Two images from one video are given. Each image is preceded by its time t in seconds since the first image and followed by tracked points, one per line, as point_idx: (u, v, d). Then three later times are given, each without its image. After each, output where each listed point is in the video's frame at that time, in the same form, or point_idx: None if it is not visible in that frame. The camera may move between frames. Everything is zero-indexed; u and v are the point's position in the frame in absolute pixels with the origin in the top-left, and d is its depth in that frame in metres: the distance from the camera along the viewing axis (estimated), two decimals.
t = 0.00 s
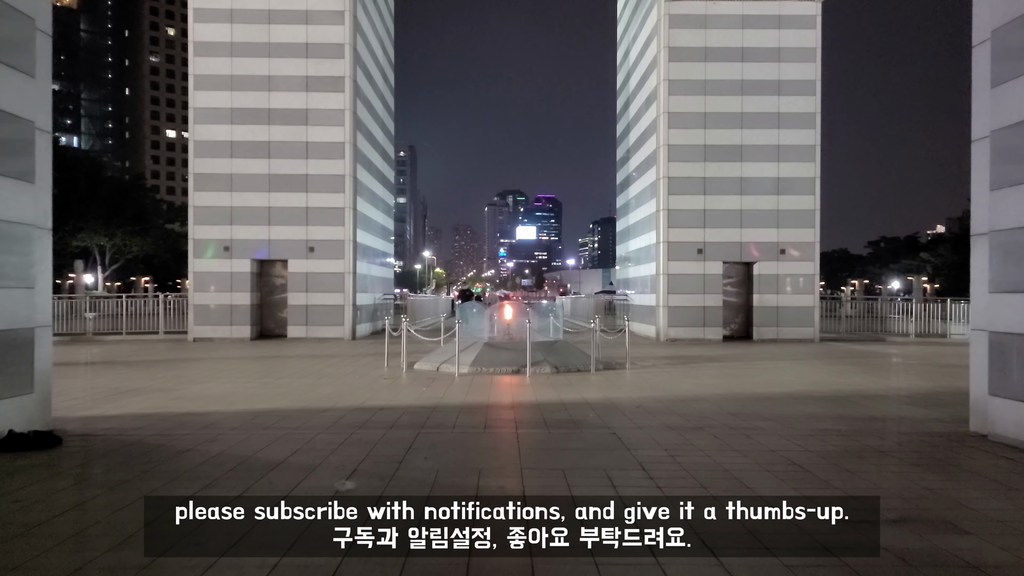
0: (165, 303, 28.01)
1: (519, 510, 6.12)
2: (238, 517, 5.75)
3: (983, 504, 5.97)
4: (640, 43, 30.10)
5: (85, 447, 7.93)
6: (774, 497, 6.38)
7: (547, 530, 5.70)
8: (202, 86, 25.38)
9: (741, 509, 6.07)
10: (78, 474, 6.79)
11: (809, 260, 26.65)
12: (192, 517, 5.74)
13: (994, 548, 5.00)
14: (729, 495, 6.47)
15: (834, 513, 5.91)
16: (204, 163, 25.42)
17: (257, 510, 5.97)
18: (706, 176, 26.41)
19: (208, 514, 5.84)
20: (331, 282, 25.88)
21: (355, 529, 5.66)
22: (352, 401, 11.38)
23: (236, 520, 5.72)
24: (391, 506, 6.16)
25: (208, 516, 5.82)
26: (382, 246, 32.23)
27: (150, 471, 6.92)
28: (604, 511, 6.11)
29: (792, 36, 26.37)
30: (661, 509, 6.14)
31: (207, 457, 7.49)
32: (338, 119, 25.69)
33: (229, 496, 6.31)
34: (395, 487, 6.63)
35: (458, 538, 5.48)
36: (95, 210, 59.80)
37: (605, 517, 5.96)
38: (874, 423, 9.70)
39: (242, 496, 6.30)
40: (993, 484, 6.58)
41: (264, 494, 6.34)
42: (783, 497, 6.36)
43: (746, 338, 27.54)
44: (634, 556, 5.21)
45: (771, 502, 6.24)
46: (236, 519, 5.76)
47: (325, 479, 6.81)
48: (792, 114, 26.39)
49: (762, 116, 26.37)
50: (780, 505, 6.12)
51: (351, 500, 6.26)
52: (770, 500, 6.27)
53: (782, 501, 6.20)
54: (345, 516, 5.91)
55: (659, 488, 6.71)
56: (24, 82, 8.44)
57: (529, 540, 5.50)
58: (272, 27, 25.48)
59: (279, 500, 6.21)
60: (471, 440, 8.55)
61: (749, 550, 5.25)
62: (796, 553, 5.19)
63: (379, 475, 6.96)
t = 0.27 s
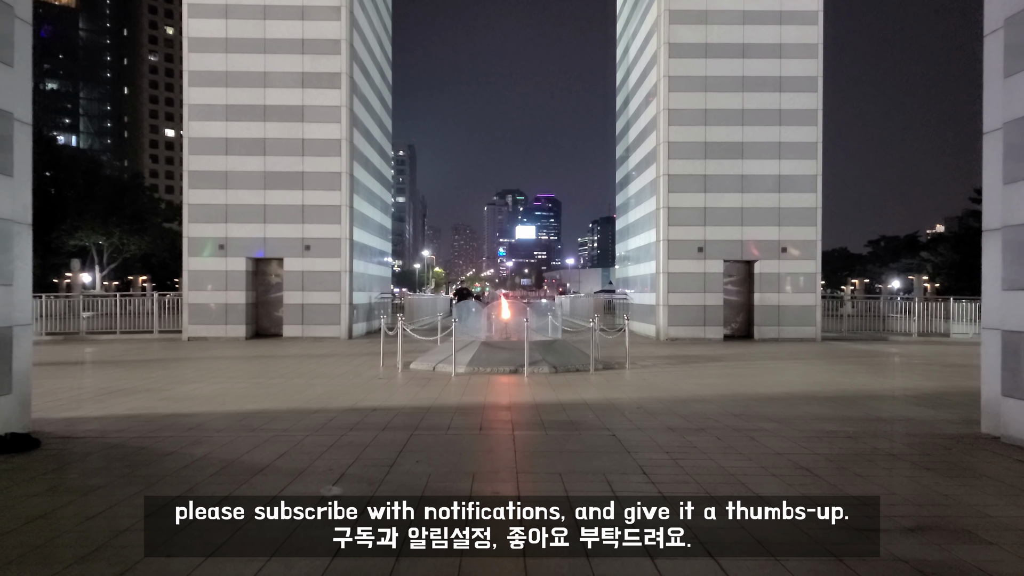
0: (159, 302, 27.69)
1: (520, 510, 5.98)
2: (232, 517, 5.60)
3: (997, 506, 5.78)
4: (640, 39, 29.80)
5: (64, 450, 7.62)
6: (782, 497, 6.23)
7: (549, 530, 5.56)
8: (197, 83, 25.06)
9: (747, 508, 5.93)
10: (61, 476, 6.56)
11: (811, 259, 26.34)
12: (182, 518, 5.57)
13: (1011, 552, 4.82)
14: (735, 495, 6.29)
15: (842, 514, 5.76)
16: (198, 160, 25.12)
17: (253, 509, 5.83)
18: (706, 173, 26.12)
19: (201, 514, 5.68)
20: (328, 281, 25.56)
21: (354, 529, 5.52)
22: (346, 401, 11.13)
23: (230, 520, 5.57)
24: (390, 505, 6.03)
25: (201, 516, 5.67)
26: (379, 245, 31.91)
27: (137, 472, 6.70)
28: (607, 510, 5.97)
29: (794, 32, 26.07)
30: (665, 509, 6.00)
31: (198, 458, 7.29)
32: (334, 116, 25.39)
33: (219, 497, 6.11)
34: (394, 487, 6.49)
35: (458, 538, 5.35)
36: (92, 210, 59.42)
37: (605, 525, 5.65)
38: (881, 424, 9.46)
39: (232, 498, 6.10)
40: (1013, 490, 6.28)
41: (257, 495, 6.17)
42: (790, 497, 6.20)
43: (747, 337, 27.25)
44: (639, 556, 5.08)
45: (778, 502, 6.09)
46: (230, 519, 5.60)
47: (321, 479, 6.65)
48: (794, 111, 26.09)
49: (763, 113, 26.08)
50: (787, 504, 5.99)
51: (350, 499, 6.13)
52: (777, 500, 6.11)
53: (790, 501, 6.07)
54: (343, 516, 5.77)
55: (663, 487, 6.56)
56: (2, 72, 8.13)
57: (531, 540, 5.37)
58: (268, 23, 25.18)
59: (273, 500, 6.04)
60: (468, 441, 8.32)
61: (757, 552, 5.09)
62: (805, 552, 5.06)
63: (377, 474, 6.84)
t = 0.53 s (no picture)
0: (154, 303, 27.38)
1: (519, 510, 6.07)
2: (233, 518, 5.64)
3: (999, 512, 5.73)
4: (640, 38, 29.52)
5: (45, 458, 7.35)
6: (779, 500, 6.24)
7: (547, 531, 5.63)
8: (192, 81, 24.76)
9: (743, 509, 5.99)
10: (52, 480, 6.48)
11: (814, 259, 26.05)
12: (180, 521, 5.55)
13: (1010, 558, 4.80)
14: (731, 498, 6.29)
15: (837, 516, 5.80)
16: (193, 159, 24.81)
17: (254, 510, 5.88)
18: (707, 173, 25.83)
19: (203, 514, 5.73)
20: (325, 282, 25.28)
21: (354, 529, 5.58)
22: (342, 404, 10.98)
23: (231, 521, 5.60)
24: (391, 506, 6.09)
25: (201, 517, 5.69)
26: (377, 245, 31.61)
27: (130, 476, 6.62)
28: (604, 511, 6.04)
29: (796, 30, 25.78)
30: (662, 510, 6.06)
31: (190, 461, 7.20)
32: (332, 115, 25.10)
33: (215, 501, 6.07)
34: (393, 489, 6.50)
35: (458, 538, 5.42)
36: (89, 209, 58.92)
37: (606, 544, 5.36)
38: (884, 428, 9.33)
39: (228, 501, 6.06)
40: None
41: (253, 498, 6.15)
42: (787, 501, 6.20)
43: (748, 338, 26.97)
44: (637, 558, 5.12)
45: (774, 504, 6.12)
46: (231, 520, 5.62)
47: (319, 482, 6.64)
48: (796, 110, 25.81)
49: (765, 112, 25.80)
50: (782, 505, 6.06)
51: (351, 500, 6.19)
52: (773, 503, 6.14)
53: (785, 502, 6.12)
54: (344, 516, 5.83)
55: (660, 490, 6.57)
56: None
57: (529, 540, 5.44)
58: (264, 20, 24.88)
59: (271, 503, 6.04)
60: (466, 445, 8.22)
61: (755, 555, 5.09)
62: (802, 554, 5.08)
63: (374, 477, 6.85)
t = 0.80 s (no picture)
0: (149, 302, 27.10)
1: (519, 509, 5.94)
2: (231, 518, 5.53)
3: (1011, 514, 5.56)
4: (641, 34, 29.23)
5: (20, 461, 7.04)
6: (785, 500, 6.09)
7: (549, 530, 5.52)
8: (187, 77, 24.47)
9: (748, 509, 5.87)
10: (40, 481, 6.30)
11: (816, 257, 25.75)
12: (174, 523, 5.40)
13: None
14: (738, 498, 6.13)
15: (846, 516, 5.65)
16: (189, 157, 24.53)
17: (253, 510, 5.75)
18: (709, 170, 25.53)
19: (201, 514, 5.61)
20: (321, 281, 24.97)
21: (354, 529, 5.46)
22: (337, 404, 10.75)
23: (230, 522, 5.47)
24: (391, 505, 5.97)
25: (198, 518, 5.56)
26: (376, 244, 31.32)
27: (122, 476, 6.44)
28: (607, 511, 5.92)
29: (799, 26, 25.47)
30: (666, 509, 5.94)
31: (184, 460, 7.02)
32: (328, 111, 24.80)
33: (209, 502, 5.90)
34: (392, 489, 6.37)
35: (458, 538, 5.30)
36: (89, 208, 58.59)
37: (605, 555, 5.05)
38: (891, 428, 9.12)
39: (224, 503, 5.89)
40: None
41: (251, 498, 6.01)
42: (795, 502, 6.04)
43: (750, 338, 26.67)
44: (642, 558, 5.01)
45: (781, 504, 5.98)
46: (228, 521, 5.48)
47: (317, 482, 6.51)
48: (798, 107, 25.52)
49: (767, 109, 25.51)
50: (788, 504, 5.95)
51: (350, 499, 6.06)
52: (779, 503, 5.99)
53: (792, 502, 5.99)
54: (344, 516, 5.71)
55: (663, 490, 6.44)
56: None
57: (531, 540, 5.32)
58: (261, 16, 24.60)
59: (268, 504, 5.88)
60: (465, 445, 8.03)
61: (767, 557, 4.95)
62: (813, 555, 4.96)
63: (367, 479, 6.64)
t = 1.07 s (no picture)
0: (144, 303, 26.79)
1: (519, 509, 5.99)
2: (232, 518, 5.57)
3: (1003, 514, 5.63)
4: (642, 32, 28.93)
5: None
6: (780, 501, 6.16)
7: (547, 530, 5.57)
8: (182, 75, 24.17)
9: (744, 509, 5.93)
10: (39, 482, 6.30)
11: (819, 258, 25.44)
12: (176, 522, 5.45)
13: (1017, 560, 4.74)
14: (733, 499, 6.19)
15: (840, 516, 5.72)
16: (184, 156, 24.23)
17: (254, 510, 5.80)
18: (710, 169, 25.23)
19: (203, 514, 5.65)
20: (318, 281, 24.68)
21: (354, 529, 5.51)
22: (334, 407, 10.67)
23: (231, 522, 5.51)
24: (390, 506, 6.01)
25: (200, 518, 5.60)
26: (374, 244, 31.03)
27: (122, 477, 6.46)
28: (605, 511, 5.97)
29: (801, 24, 25.18)
30: (663, 509, 5.99)
31: (182, 461, 7.04)
32: (325, 110, 24.51)
33: (211, 502, 5.94)
34: (391, 490, 6.41)
35: (457, 538, 5.35)
36: (85, 208, 58.13)
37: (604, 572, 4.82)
38: (889, 430, 9.11)
39: (225, 503, 5.94)
40: None
41: (252, 498, 6.06)
42: (789, 502, 6.11)
43: (752, 339, 26.37)
44: (643, 558, 5.08)
45: (775, 505, 6.05)
46: (230, 521, 5.53)
47: (317, 482, 6.55)
48: (801, 105, 25.21)
49: (769, 108, 25.21)
50: (783, 505, 6.01)
51: (350, 500, 6.10)
52: (774, 504, 6.06)
53: (787, 502, 6.05)
54: (344, 516, 5.75)
55: (660, 490, 6.47)
56: None
57: (529, 540, 5.37)
58: (256, 13, 24.30)
59: (268, 504, 5.93)
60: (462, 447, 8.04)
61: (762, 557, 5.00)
62: (807, 554, 5.03)
63: (356, 490, 6.36)
